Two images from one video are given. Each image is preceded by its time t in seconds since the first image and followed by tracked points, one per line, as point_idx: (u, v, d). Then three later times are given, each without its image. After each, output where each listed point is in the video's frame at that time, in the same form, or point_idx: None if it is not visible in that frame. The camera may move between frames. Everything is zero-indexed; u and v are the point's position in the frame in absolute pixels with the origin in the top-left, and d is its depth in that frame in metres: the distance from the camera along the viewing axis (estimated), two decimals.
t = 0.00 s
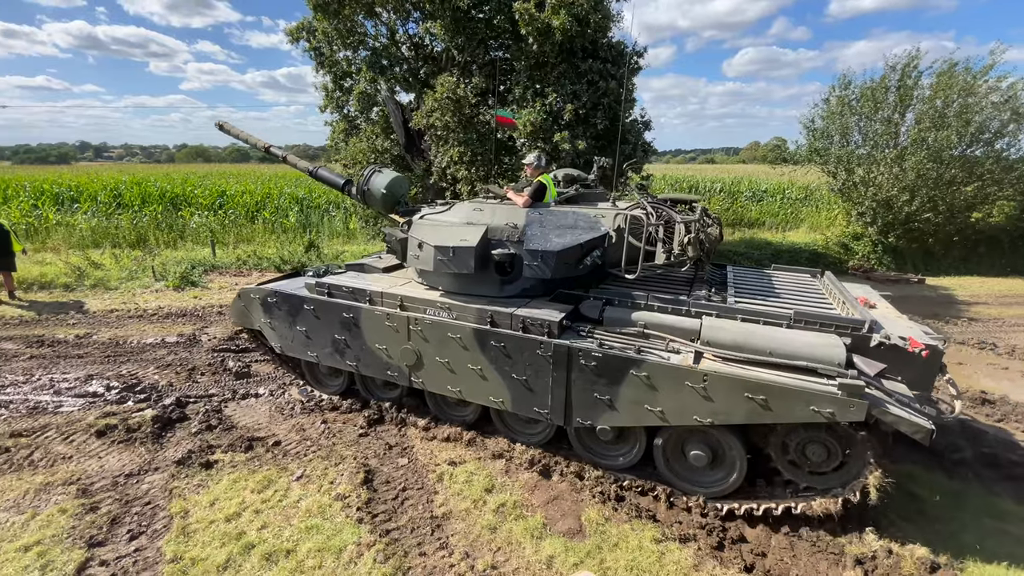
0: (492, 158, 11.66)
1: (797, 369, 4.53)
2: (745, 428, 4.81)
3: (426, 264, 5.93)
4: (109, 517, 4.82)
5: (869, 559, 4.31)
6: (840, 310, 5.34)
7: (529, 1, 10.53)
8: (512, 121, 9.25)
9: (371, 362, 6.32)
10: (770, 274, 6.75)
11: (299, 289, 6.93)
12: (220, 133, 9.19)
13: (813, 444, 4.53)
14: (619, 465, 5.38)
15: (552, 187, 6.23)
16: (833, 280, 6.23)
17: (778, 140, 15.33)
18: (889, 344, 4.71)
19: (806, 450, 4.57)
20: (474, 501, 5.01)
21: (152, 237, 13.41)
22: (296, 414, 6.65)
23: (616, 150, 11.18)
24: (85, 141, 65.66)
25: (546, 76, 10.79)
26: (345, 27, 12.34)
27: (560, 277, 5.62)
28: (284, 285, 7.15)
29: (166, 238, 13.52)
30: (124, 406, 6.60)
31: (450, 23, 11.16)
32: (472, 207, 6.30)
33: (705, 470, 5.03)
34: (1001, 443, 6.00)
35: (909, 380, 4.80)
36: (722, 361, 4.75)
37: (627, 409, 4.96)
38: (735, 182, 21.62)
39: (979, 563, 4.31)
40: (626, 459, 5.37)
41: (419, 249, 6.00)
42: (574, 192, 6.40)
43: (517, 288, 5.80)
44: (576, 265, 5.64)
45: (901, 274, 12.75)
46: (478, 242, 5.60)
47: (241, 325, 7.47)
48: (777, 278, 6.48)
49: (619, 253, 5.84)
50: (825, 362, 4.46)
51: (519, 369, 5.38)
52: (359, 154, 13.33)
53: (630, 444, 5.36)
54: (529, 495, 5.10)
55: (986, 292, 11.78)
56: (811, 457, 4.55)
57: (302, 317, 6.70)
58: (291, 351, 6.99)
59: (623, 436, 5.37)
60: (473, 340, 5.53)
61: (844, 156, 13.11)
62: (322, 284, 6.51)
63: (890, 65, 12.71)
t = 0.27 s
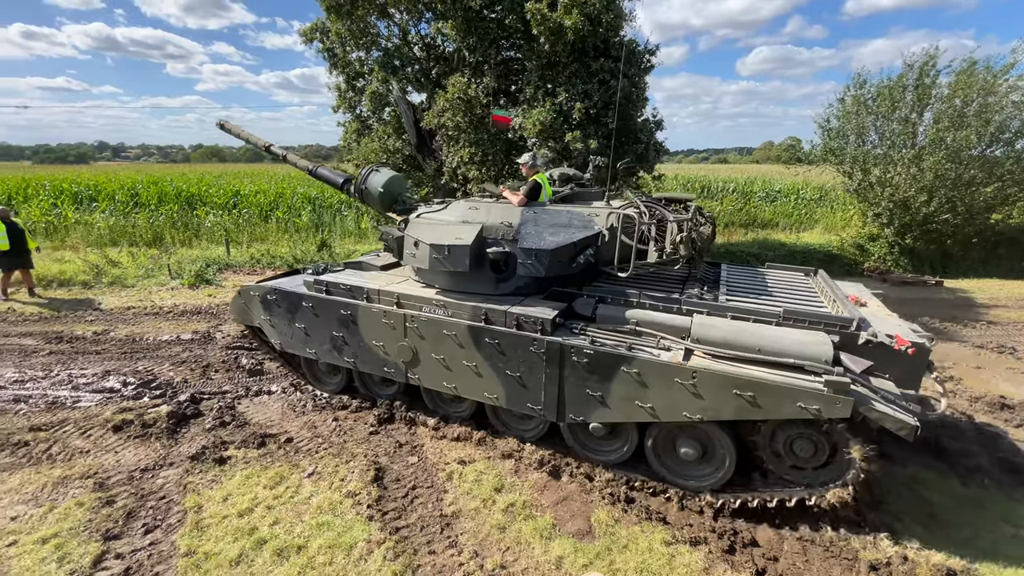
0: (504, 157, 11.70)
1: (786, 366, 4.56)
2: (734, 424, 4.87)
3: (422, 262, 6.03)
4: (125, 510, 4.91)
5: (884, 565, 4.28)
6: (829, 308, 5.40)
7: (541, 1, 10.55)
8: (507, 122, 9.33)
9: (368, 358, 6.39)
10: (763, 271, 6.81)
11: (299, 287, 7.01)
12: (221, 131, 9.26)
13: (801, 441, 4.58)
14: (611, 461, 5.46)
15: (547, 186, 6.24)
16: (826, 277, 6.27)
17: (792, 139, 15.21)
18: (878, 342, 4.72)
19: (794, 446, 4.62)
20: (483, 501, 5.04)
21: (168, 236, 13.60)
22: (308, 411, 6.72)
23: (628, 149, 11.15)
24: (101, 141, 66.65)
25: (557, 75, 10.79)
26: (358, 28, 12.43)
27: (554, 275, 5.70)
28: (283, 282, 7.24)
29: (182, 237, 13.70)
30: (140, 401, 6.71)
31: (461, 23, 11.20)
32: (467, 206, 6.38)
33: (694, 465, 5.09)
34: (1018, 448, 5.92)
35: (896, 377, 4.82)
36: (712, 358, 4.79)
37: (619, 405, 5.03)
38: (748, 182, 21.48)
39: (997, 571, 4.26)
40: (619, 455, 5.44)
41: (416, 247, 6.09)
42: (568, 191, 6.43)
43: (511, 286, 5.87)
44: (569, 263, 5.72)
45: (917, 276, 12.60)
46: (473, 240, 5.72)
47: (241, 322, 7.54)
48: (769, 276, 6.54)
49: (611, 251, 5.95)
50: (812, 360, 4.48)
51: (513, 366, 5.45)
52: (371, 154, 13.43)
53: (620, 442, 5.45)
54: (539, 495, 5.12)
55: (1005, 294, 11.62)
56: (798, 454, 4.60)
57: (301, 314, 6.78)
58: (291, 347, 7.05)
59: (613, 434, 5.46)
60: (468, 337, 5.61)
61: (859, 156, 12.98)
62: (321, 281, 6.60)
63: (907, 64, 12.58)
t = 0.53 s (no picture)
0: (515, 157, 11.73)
1: (766, 364, 4.63)
2: (716, 420, 4.95)
3: (415, 259, 6.14)
4: (140, 505, 4.99)
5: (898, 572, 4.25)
6: (814, 306, 5.45)
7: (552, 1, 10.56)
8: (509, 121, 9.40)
9: (363, 354, 6.49)
10: (755, 270, 6.86)
11: (298, 282, 7.11)
12: (229, 132, 9.41)
13: (781, 438, 4.65)
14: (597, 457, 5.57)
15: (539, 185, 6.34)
16: (818, 278, 6.27)
17: (806, 139, 15.09)
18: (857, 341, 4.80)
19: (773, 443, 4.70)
20: (492, 500, 5.06)
21: (183, 235, 13.79)
22: (319, 409, 6.79)
23: (640, 148, 11.12)
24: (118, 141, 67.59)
25: (568, 75, 10.79)
26: (370, 28, 12.51)
27: (542, 273, 5.80)
28: (283, 278, 7.32)
29: (196, 236, 13.87)
30: (155, 397, 6.81)
31: (472, 23, 11.24)
32: (461, 205, 6.50)
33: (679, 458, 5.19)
34: None
35: (878, 377, 4.85)
36: (693, 356, 4.87)
37: (603, 401, 5.12)
38: (762, 183, 21.33)
39: None
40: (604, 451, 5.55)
41: (408, 245, 6.22)
42: (560, 189, 6.54)
43: (502, 284, 5.97)
44: (558, 262, 5.80)
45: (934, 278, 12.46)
46: (463, 238, 5.84)
47: (242, 317, 7.64)
48: (758, 274, 6.60)
49: (599, 251, 5.97)
50: (791, 358, 4.55)
51: (501, 362, 5.55)
52: (382, 154, 13.55)
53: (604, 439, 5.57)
54: (548, 496, 5.14)
55: None
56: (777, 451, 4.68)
57: (300, 309, 6.87)
58: (290, 342, 7.14)
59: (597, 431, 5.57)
60: (458, 333, 5.71)
61: (875, 156, 12.85)
62: (318, 279, 6.68)
63: (925, 62, 12.45)
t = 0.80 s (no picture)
0: (524, 156, 11.77)
1: (745, 360, 4.69)
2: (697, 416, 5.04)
3: (406, 257, 6.26)
4: (154, 499, 5.07)
5: None
6: (797, 303, 5.45)
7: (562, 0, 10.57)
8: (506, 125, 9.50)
9: (358, 349, 6.64)
10: (744, 268, 6.89)
11: (296, 279, 7.26)
12: (232, 133, 9.48)
13: (760, 434, 4.73)
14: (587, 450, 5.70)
15: (529, 185, 6.54)
16: (805, 276, 6.27)
17: (820, 139, 14.97)
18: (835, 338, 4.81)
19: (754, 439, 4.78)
20: (501, 500, 5.09)
21: (197, 235, 13.97)
22: (330, 407, 6.85)
23: (651, 148, 11.10)
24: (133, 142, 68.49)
25: (579, 74, 10.80)
26: (382, 29, 12.60)
27: (529, 271, 5.87)
28: (283, 275, 7.50)
29: (210, 235, 14.02)
30: (169, 394, 6.91)
31: (482, 22, 11.29)
32: (452, 204, 6.64)
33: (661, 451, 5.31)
34: None
35: (857, 373, 4.83)
36: (675, 352, 4.94)
37: (587, 396, 5.21)
38: (774, 183, 21.18)
39: None
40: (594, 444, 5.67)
41: (400, 243, 6.33)
42: (551, 188, 6.69)
43: (491, 281, 6.06)
44: (545, 260, 5.87)
45: (951, 281, 12.31)
46: (454, 236, 5.93)
47: (244, 313, 7.82)
48: (748, 272, 6.64)
49: (586, 249, 6.04)
50: (770, 354, 4.60)
51: (489, 357, 5.66)
52: (393, 154, 13.64)
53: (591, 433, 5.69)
54: (557, 496, 5.15)
55: None
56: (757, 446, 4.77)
57: (298, 305, 7.03)
58: (288, 337, 7.29)
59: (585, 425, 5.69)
60: (447, 329, 5.83)
61: (891, 156, 12.72)
62: (316, 275, 6.85)
63: (942, 61, 12.32)
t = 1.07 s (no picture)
0: (534, 156, 11.79)
1: (723, 356, 4.78)
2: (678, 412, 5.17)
3: (400, 254, 6.43)
4: (168, 494, 5.14)
5: None
6: (780, 300, 5.54)
7: None
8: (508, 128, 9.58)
9: (354, 344, 6.79)
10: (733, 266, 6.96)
11: (296, 276, 7.45)
12: (237, 134, 9.55)
13: (740, 429, 4.83)
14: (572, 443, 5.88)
15: (522, 184, 6.59)
16: (794, 274, 6.31)
17: (834, 139, 14.85)
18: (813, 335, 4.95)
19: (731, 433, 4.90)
20: (510, 499, 5.10)
21: (210, 233, 14.10)
22: (341, 405, 6.90)
23: (662, 147, 11.06)
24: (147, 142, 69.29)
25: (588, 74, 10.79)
26: (393, 30, 12.67)
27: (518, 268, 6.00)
28: (283, 273, 7.68)
29: (223, 234, 14.16)
30: (183, 390, 7.00)
31: (493, 23, 11.33)
32: (445, 203, 6.76)
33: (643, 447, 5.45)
34: None
35: (837, 369, 4.95)
36: (657, 348, 5.06)
37: (572, 390, 5.35)
38: (787, 183, 21.01)
39: None
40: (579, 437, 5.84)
41: (394, 241, 6.54)
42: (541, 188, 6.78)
43: (483, 278, 6.19)
44: (534, 258, 6.00)
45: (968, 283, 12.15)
46: (445, 234, 6.09)
47: (247, 310, 8.02)
48: (735, 271, 6.71)
49: (574, 246, 6.17)
50: (747, 351, 4.68)
51: (478, 352, 5.80)
52: (404, 154, 13.72)
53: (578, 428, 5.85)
54: (566, 497, 5.16)
55: None
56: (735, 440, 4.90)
57: (297, 302, 7.21)
58: (289, 333, 7.47)
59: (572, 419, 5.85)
60: (438, 325, 5.98)
61: (907, 156, 12.57)
62: (313, 272, 7.03)
63: (959, 60, 12.18)
